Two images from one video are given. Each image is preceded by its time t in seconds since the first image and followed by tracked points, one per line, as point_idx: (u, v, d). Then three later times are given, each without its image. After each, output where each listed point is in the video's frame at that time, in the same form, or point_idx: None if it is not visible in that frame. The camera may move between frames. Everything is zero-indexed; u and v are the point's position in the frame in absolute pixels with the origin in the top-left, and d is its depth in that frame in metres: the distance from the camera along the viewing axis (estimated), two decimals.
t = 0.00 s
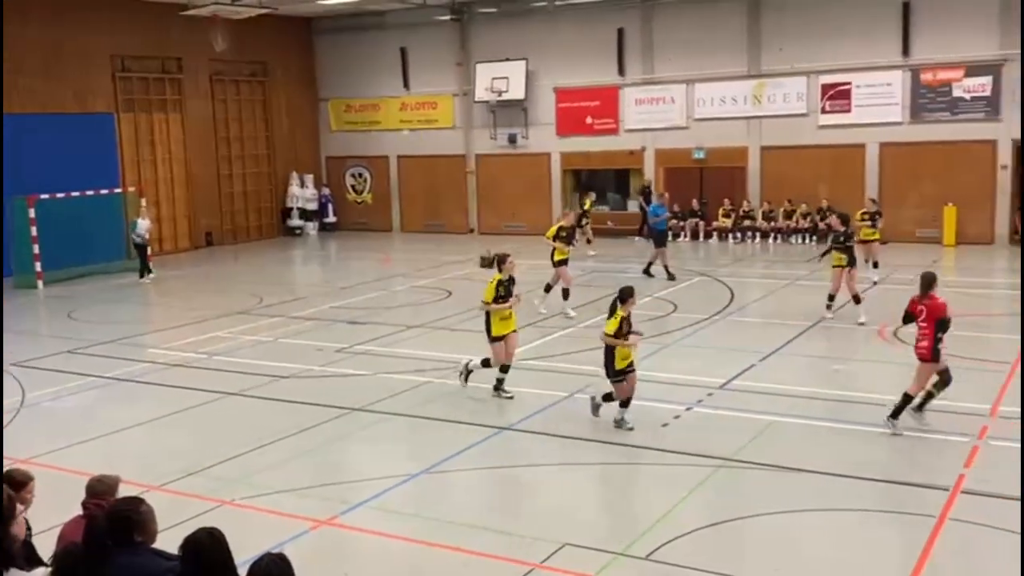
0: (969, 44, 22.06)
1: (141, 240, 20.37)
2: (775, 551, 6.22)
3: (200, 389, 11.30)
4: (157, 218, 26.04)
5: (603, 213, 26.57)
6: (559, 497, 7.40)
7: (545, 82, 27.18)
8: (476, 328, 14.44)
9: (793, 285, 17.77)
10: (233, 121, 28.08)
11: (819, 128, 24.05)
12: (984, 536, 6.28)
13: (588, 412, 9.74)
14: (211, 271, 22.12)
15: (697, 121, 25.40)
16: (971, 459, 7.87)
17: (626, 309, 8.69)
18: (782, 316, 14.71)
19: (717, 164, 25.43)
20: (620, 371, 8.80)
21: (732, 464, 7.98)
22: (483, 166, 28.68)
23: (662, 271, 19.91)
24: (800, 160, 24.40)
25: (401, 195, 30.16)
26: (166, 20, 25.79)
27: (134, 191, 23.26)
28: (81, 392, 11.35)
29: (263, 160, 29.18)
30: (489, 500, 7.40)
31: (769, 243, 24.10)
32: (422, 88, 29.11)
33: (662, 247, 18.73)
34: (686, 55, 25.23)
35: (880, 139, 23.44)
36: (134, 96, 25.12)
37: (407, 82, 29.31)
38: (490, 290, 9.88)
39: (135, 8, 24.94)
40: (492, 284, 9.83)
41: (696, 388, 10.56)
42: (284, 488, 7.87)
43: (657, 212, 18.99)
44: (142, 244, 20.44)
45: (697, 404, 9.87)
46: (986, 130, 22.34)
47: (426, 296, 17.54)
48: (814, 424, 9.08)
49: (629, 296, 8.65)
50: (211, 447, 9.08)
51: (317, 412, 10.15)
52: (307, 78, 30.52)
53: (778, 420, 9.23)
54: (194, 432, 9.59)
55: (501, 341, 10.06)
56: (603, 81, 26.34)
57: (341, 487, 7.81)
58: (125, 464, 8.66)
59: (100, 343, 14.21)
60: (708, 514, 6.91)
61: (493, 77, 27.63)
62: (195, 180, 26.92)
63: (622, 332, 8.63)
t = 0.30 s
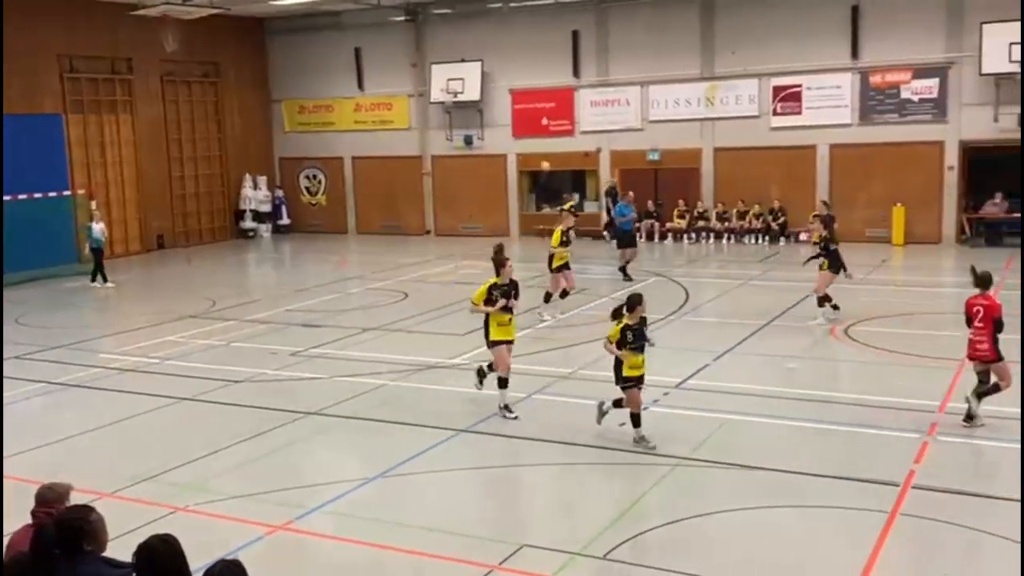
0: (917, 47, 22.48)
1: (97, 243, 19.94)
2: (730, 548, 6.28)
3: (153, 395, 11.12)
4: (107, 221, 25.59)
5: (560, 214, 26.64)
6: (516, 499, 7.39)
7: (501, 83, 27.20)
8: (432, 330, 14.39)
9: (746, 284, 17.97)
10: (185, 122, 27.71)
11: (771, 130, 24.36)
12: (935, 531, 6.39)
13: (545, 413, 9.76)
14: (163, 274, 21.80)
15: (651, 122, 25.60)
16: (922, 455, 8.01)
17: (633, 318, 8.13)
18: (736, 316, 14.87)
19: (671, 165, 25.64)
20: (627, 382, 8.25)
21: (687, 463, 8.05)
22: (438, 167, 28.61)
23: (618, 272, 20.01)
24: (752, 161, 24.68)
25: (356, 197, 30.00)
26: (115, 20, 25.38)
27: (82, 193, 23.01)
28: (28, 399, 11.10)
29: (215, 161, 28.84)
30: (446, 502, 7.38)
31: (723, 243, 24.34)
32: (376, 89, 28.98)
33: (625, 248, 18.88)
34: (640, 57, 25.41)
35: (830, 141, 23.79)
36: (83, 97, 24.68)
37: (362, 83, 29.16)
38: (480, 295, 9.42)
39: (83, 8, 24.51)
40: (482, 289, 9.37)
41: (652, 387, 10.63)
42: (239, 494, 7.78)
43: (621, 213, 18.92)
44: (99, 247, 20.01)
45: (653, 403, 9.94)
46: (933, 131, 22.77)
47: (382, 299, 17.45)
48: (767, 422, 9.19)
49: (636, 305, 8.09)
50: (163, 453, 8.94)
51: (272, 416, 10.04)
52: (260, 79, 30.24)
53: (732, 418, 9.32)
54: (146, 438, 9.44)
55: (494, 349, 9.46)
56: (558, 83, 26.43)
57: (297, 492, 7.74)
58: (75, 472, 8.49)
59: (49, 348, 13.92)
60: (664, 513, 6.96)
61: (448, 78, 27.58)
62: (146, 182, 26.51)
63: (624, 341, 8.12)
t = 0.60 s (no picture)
0: (870, 50, 22.83)
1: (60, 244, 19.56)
2: (691, 547, 6.33)
3: (109, 400, 10.95)
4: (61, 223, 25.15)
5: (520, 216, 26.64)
6: (478, 501, 7.38)
7: (460, 84, 27.18)
8: (394, 332, 14.33)
9: (705, 285, 18.11)
10: (140, 123, 27.35)
11: (728, 131, 24.59)
12: (892, 526, 6.49)
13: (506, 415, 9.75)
14: (119, 277, 21.49)
15: (611, 124, 25.74)
16: (878, 452, 8.14)
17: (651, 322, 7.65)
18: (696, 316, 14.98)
19: (631, 166, 25.76)
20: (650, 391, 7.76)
21: (648, 463, 8.09)
22: (398, 168, 28.51)
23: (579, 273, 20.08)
24: (710, 162, 24.88)
25: (315, 198, 29.80)
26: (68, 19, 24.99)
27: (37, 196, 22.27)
28: None
29: (171, 163, 28.49)
30: (408, 505, 7.35)
31: (682, 244, 24.49)
32: (335, 90, 28.82)
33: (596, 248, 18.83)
34: (599, 59, 25.54)
35: (786, 142, 24.06)
36: (36, 98, 24.27)
37: (320, 84, 28.98)
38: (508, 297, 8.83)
39: (36, 7, 24.09)
40: (511, 289, 8.77)
41: (613, 388, 10.68)
42: (198, 499, 7.68)
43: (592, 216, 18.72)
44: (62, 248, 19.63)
45: (614, 403, 9.98)
46: (887, 133, 23.11)
47: (342, 301, 17.35)
48: (727, 420, 9.27)
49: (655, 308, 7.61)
50: (119, 459, 8.81)
51: (231, 420, 9.94)
52: (217, 79, 29.98)
53: (692, 417, 9.39)
54: (102, 444, 9.30)
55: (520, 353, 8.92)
56: (518, 84, 26.47)
57: (257, 497, 7.66)
58: (29, 479, 8.33)
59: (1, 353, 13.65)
60: (626, 512, 6.99)
61: (408, 79, 27.46)
62: (100, 184, 26.11)
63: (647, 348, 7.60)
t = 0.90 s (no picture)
0: (832, 53, 23.09)
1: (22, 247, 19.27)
2: (658, 545, 6.36)
3: (70, 404, 10.80)
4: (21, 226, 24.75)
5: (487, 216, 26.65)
6: (445, 503, 7.38)
7: (426, 85, 27.14)
8: (360, 334, 14.28)
9: (671, 285, 18.23)
10: (101, 124, 27.00)
11: (693, 132, 24.76)
12: (855, 523, 6.57)
13: (473, 416, 9.75)
14: (80, 280, 21.22)
15: (576, 125, 25.84)
16: (840, 449, 8.24)
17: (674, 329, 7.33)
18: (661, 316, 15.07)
19: (597, 167, 25.85)
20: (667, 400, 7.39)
21: (615, 462, 8.13)
22: (364, 169, 28.41)
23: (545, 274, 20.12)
24: (675, 163, 25.04)
25: (280, 199, 29.60)
26: (27, 19, 24.62)
27: None
28: None
29: (133, 165, 28.16)
30: (375, 508, 7.32)
31: (648, 244, 24.63)
32: (300, 91, 28.64)
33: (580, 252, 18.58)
34: (564, 60, 25.61)
35: (750, 143, 24.28)
36: None
37: (284, 84, 28.79)
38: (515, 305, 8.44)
39: None
40: (517, 298, 8.37)
41: (580, 388, 10.72)
42: (162, 504, 7.60)
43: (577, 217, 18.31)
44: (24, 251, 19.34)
45: (581, 404, 10.01)
46: (849, 134, 23.36)
47: (307, 303, 17.25)
48: (692, 420, 9.34)
49: (679, 315, 7.23)
50: (81, 464, 8.69)
51: (196, 424, 9.85)
52: (179, 80, 29.69)
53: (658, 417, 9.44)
54: (64, 449, 9.16)
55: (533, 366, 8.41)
56: (483, 86, 26.48)
57: (223, 501, 7.59)
58: None
59: None
60: (593, 512, 7.02)
61: (373, 80, 27.31)
62: (61, 186, 25.72)
63: (660, 353, 7.37)
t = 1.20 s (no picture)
0: (801, 54, 23.28)
1: None
2: (631, 545, 6.39)
3: (38, 409, 10.65)
4: None
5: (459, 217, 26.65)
6: (419, 505, 7.36)
7: (398, 86, 27.07)
8: (332, 336, 14.21)
9: (642, 286, 18.30)
10: (69, 125, 26.68)
11: (663, 134, 24.88)
12: (826, 521, 6.63)
13: (446, 417, 9.73)
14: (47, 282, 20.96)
15: (548, 126, 25.88)
16: (810, 447, 8.31)
17: (702, 339, 6.99)
18: (632, 316, 15.14)
19: (569, 168, 25.91)
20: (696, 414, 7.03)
21: (587, 463, 8.15)
22: (335, 170, 28.28)
23: (517, 275, 20.13)
24: (646, 164, 25.15)
25: (250, 200, 29.42)
26: None
27: None
28: None
29: (102, 166, 27.85)
30: (347, 510, 7.29)
31: (620, 245, 24.72)
32: (270, 91, 28.47)
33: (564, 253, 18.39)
34: (536, 62, 25.64)
35: (720, 145, 24.42)
36: None
37: (255, 85, 28.61)
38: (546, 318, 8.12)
39: None
40: (550, 309, 8.03)
41: (553, 388, 10.73)
42: (132, 508, 7.52)
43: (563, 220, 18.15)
44: None
45: (553, 405, 10.02)
46: (818, 135, 23.54)
47: (278, 305, 17.15)
48: (664, 419, 9.38)
49: (706, 323, 6.90)
50: (49, 469, 8.58)
51: (166, 427, 9.75)
52: (148, 80, 29.43)
53: (630, 417, 9.47)
54: (31, 454, 9.04)
55: (565, 381, 8.13)
56: (455, 87, 26.47)
57: (193, 505, 7.53)
58: None
59: None
60: (566, 513, 7.03)
61: (344, 81, 27.18)
62: (28, 188, 25.38)
63: (697, 366, 6.93)
